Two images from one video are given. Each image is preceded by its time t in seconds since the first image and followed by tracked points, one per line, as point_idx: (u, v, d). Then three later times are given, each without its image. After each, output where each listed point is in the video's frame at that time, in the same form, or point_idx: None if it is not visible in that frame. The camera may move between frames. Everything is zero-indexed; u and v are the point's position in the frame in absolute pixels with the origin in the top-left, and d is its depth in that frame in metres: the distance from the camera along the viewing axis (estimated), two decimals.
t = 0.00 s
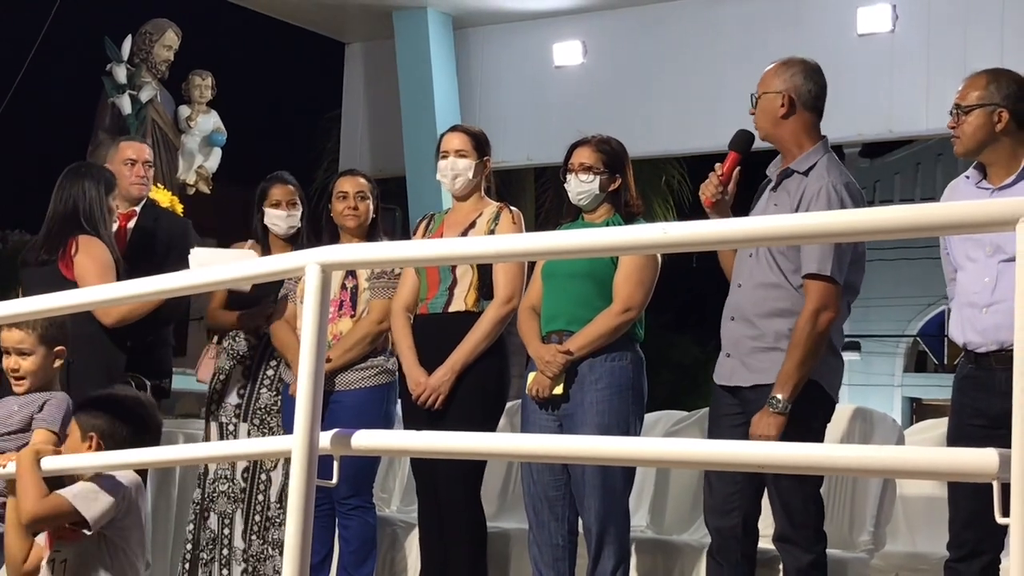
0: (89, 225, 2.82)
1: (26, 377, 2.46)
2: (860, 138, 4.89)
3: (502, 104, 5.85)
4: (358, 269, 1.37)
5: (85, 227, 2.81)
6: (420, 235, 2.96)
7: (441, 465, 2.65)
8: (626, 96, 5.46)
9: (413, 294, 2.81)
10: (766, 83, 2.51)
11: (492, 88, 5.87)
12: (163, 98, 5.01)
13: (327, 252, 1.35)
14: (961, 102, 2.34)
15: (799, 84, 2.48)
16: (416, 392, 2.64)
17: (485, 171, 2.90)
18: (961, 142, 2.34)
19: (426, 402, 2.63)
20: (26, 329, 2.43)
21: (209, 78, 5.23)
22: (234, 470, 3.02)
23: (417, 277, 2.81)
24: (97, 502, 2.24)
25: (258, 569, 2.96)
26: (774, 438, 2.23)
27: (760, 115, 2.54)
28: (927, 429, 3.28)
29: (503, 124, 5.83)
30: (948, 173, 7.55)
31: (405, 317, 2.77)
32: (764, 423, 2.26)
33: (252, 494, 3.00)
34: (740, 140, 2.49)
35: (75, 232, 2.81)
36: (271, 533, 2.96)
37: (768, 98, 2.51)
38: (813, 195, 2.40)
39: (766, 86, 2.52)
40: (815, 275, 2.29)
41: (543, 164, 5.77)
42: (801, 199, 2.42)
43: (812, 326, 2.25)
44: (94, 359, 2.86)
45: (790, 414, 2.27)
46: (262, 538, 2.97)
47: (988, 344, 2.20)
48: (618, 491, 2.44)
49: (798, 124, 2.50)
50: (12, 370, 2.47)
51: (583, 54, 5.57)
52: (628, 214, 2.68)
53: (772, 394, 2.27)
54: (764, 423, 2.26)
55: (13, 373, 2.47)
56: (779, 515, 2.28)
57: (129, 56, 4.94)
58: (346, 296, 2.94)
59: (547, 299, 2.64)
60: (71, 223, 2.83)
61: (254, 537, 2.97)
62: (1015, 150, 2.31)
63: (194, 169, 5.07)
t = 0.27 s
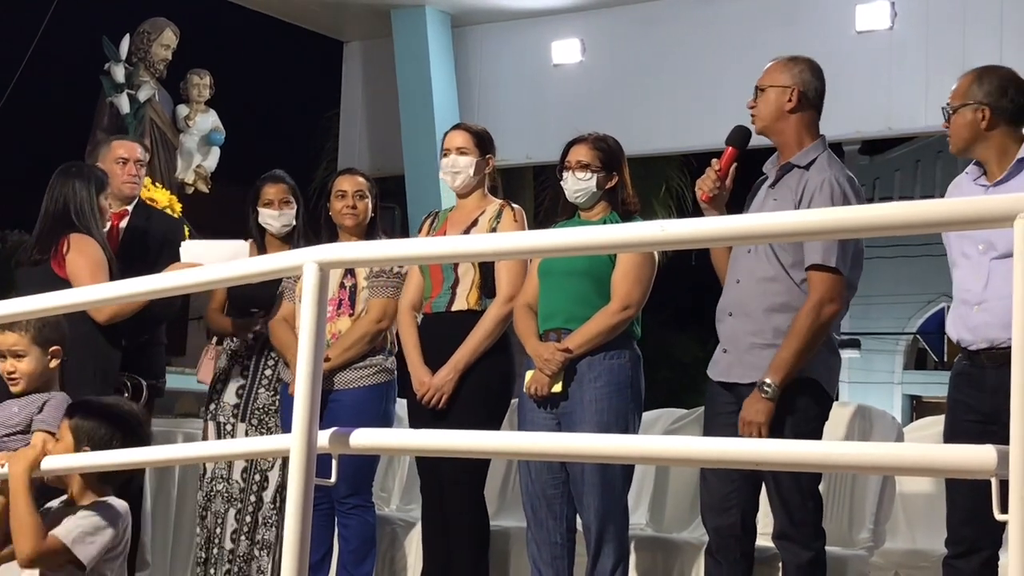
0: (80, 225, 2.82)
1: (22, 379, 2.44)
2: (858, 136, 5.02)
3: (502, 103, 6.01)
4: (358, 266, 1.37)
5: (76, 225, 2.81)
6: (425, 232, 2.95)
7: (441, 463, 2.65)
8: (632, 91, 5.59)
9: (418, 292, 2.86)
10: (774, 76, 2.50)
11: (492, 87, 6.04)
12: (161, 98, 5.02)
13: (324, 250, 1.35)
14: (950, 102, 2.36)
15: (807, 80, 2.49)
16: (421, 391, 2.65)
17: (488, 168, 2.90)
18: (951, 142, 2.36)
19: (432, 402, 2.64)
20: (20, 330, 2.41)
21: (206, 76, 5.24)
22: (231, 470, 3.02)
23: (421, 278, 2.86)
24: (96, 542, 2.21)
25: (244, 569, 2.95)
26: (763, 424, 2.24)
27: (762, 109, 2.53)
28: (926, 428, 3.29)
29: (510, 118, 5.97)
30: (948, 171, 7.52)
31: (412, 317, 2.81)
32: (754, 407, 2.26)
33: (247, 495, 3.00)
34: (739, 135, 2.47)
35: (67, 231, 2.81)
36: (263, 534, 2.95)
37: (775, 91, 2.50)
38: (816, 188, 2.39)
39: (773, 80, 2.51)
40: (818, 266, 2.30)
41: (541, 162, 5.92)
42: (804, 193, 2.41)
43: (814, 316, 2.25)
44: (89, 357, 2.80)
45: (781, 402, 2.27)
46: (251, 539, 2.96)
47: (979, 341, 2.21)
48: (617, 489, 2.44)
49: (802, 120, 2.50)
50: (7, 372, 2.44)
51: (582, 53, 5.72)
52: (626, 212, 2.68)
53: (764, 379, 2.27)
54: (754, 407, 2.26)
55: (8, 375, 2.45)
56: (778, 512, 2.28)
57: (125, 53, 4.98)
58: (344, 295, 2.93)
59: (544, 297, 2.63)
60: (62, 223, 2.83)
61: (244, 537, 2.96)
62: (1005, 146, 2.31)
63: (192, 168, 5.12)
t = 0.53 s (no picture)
0: (77, 224, 2.81)
1: (30, 377, 2.54)
2: (858, 135, 5.06)
3: (502, 103, 6.03)
4: (358, 266, 1.37)
5: (73, 225, 2.80)
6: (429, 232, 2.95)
7: (443, 463, 2.65)
8: (632, 89, 5.60)
9: (425, 293, 2.91)
10: (769, 75, 2.51)
11: (492, 89, 6.06)
12: (161, 98, 5.19)
13: (324, 248, 1.35)
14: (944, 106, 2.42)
15: (801, 79, 2.50)
16: (428, 393, 2.65)
17: (491, 168, 2.89)
18: (948, 145, 2.41)
19: (438, 403, 2.63)
20: (32, 326, 2.51)
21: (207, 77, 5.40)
22: (225, 468, 3.01)
23: (427, 280, 2.92)
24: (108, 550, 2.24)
25: (236, 569, 2.94)
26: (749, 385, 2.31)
27: (757, 107, 2.53)
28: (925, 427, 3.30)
29: (511, 119, 5.99)
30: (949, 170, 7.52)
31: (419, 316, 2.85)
32: (747, 368, 2.33)
33: (241, 493, 2.99)
34: (731, 134, 2.51)
35: (64, 232, 2.80)
36: (256, 532, 2.95)
37: (771, 90, 2.50)
38: (820, 184, 2.39)
39: (768, 78, 2.52)
40: (833, 262, 2.33)
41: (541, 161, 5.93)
42: (808, 190, 2.40)
43: (828, 306, 2.28)
44: (89, 354, 2.78)
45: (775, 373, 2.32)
46: (245, 539, 2.95)
47: (963, 339, 2.26)
48: (617, 488, 2.44)
49: (796, 119, 2.51)
50: (14, 369, 2.54)
51: (581, 51, 5.74)
52: (625, 211, 2.68)
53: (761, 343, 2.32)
54: (746, 368, 2.33)
55: (14, 372, 2.54)
56: (779, 511, 2.28)
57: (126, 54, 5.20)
58: (344, 295, 2.92)
59: (542, 297, 2.63)
60: (58, 223, 2.82)
61: (239, 537, 2.96)
62: (998, 145, 2.34)
63: (192, 168, 5.26)
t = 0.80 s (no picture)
0: (74, 221, 2.81)
1: (32, 374, 2.54)
2: (858, 134, 5.06)
3: (502, 102, 6.02)
4: (357, 264, 1.37)
5: (71, 223, 2.80)
6: (430, 232, 2.94)
7: (445, 462, 2.64)
8: (632, 88, 5.61)
9: (429, 293, 2.91)
10: (764, 75, 2.51)
11: (493, 88, 6.06)
12: (161, 97, 5.26)
13: (325, 247, 1.35)
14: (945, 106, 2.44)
15: (795, 78, 2.50)
16: (432, 393, 2.65)
17: (492, 168, 2.89)
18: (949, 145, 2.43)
19: (443, 403, 2.63)
20: (30, 323, 2.52)
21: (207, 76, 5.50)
22: (221, 470, 3.01)
23: (431, 278, 2.92)
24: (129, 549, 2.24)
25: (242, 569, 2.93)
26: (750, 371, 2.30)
27: (752, 106, 2.53)
28: (924, 426, 3.30)
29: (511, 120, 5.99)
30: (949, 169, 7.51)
31: (423, 316, 2.86)
32: (748, 351, 2.31)
33: (240, 495, 2.99)
34: (728, 134, 2.54)
35: (62, 230, 2.80)
36: (259, 532, 2.94)
37: (766, 89, 2.50)
38: (819, 182, 2.39)
39: (762, 78, 2.52)
40: (837, 258, 2.33)
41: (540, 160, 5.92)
42: (808, 188, 2.40)
43: (833, 300, 2.29)
44: (90, 351, 2.77)
45: (777, 360, 2.32)
46: (248, 539, 2.95)
47: (957, 340, 2.27)
48: (619, 487, 2.44)
49: (792, 118, 2.50)
50: (17, 367, 2.53)
51: (581, 50, 5.74)
52: (626, 211, 2.67)
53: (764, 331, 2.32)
54: (747, 352, 2.31)
55: (16, 369, 2.53)
56: (781, 510, 2.28)
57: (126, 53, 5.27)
58: (345, 293, 2.93)
59: (544, 296, 2.62)
60: (55, 220, 2.82)
61: (241, 537, 2.95)
62: (994, 147, 2.35)
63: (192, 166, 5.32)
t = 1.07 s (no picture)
0: (73, 218, 2.81)
1: (20, 388, 2.46)
2: (860, 134, 5.06)
3: (504, 101, 6.03)
4: (358, 263, 1.37)
5: (71, 220, 2.81)
6: (433, 231, 2.94)
7: (446, 462, 2.64)
8: (633, 88, 5.61)
9: (431, 291, 2.87)
10: (764, 75, 2.51)
11: (494, 87, 6.07)
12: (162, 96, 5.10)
13: (328, 246, 1.34)
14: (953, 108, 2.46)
15: (795, 79, 2.50)
16: (434, 392, 2.65)
17: (495, 167, 2.88)
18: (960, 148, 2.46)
19: (445, 402, 2.64)
20: (24, 339, 2.46)
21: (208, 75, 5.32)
22: (212, 468, 2.99)
23: (432, 277, 2.85)
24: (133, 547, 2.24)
25: (229, 568, 2.95)
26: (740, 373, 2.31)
27: (751, 106, 2.52)
28: (928, 425, 3.30)
29: (512, 121, 5.99)
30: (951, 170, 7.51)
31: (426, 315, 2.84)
32: (737, 355, 2.33)
33: (230, 493, 2.98)
34: (728, 134, 2.54)
35: (62, 227, 2.80)
36: (246, 532, 2.96)
37: (766, 90, 2.50)
38: (819, 181, 2.39)
39: (763, 78, 2.52)
40: (829, 256, 2.34)
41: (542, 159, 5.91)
42: (807, 187, 2.40)
43: (820, 302, 2.30)
44: (93, 348, 2.77)
45: (769, 362, 2.33)
46: (237, 538, 2.96)
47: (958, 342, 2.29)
48: (624, 487, 2.44)
49: (792, 119, 2.50)
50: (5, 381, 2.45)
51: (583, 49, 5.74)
52: (629, 211, 2.66)
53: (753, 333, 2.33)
54: (737, 357, 2.33)
55: (3, 382, 2.45)
56: (783, 510, 2.28)
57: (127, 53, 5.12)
58: (347, 292, 2.92)
59: (547, 295, 2.62)
60: (55, 218, 2.82)
61: (229, 535, 2.96)
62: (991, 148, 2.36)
63: (194, 165, 5.20)
